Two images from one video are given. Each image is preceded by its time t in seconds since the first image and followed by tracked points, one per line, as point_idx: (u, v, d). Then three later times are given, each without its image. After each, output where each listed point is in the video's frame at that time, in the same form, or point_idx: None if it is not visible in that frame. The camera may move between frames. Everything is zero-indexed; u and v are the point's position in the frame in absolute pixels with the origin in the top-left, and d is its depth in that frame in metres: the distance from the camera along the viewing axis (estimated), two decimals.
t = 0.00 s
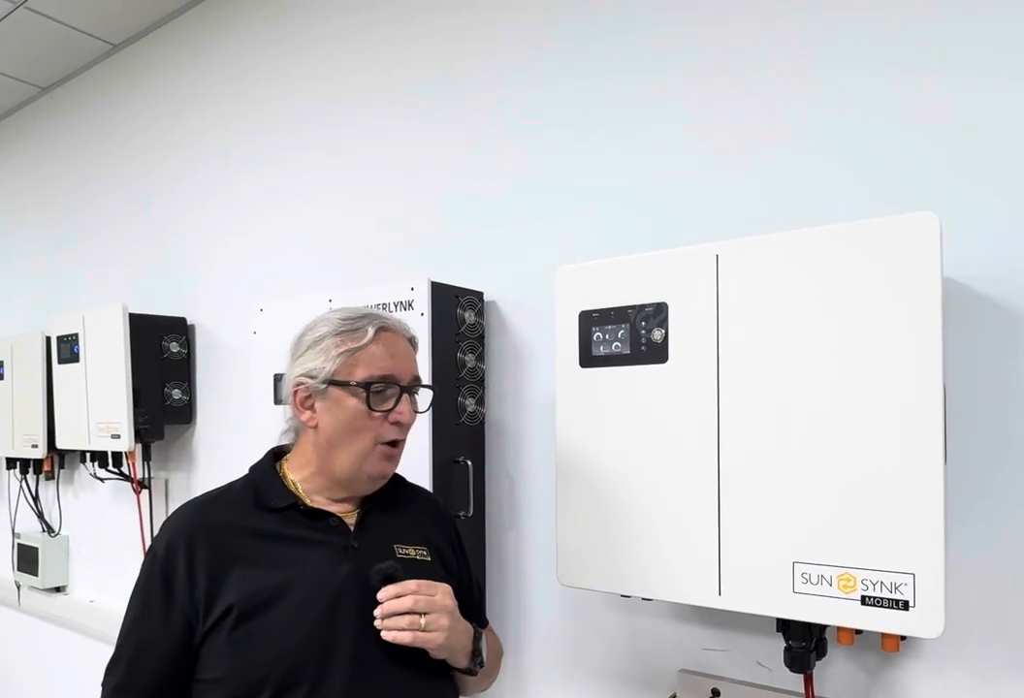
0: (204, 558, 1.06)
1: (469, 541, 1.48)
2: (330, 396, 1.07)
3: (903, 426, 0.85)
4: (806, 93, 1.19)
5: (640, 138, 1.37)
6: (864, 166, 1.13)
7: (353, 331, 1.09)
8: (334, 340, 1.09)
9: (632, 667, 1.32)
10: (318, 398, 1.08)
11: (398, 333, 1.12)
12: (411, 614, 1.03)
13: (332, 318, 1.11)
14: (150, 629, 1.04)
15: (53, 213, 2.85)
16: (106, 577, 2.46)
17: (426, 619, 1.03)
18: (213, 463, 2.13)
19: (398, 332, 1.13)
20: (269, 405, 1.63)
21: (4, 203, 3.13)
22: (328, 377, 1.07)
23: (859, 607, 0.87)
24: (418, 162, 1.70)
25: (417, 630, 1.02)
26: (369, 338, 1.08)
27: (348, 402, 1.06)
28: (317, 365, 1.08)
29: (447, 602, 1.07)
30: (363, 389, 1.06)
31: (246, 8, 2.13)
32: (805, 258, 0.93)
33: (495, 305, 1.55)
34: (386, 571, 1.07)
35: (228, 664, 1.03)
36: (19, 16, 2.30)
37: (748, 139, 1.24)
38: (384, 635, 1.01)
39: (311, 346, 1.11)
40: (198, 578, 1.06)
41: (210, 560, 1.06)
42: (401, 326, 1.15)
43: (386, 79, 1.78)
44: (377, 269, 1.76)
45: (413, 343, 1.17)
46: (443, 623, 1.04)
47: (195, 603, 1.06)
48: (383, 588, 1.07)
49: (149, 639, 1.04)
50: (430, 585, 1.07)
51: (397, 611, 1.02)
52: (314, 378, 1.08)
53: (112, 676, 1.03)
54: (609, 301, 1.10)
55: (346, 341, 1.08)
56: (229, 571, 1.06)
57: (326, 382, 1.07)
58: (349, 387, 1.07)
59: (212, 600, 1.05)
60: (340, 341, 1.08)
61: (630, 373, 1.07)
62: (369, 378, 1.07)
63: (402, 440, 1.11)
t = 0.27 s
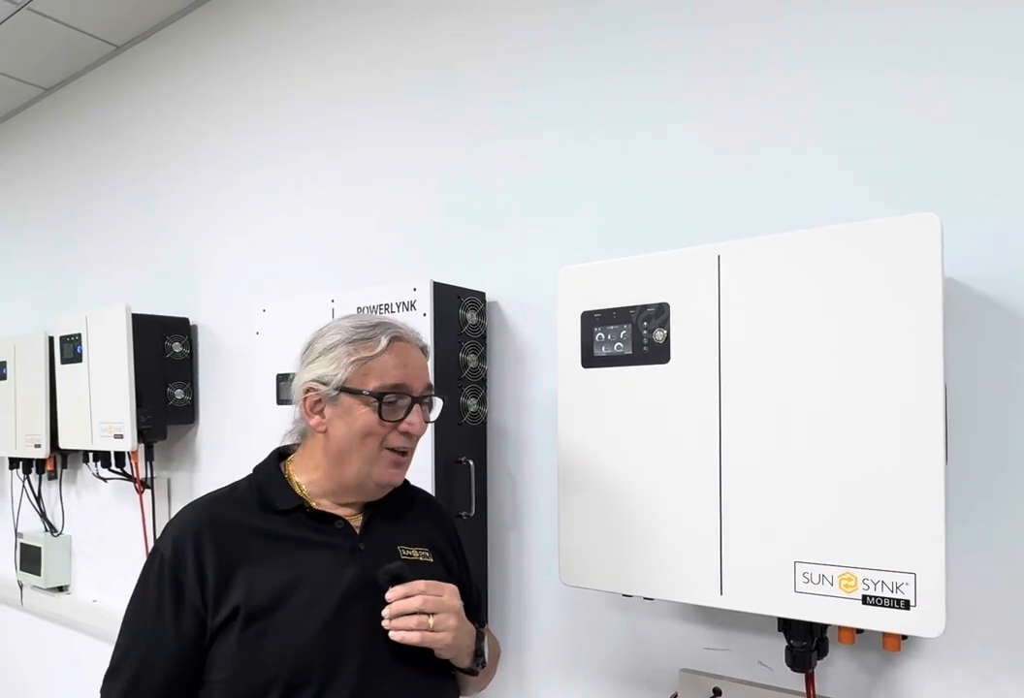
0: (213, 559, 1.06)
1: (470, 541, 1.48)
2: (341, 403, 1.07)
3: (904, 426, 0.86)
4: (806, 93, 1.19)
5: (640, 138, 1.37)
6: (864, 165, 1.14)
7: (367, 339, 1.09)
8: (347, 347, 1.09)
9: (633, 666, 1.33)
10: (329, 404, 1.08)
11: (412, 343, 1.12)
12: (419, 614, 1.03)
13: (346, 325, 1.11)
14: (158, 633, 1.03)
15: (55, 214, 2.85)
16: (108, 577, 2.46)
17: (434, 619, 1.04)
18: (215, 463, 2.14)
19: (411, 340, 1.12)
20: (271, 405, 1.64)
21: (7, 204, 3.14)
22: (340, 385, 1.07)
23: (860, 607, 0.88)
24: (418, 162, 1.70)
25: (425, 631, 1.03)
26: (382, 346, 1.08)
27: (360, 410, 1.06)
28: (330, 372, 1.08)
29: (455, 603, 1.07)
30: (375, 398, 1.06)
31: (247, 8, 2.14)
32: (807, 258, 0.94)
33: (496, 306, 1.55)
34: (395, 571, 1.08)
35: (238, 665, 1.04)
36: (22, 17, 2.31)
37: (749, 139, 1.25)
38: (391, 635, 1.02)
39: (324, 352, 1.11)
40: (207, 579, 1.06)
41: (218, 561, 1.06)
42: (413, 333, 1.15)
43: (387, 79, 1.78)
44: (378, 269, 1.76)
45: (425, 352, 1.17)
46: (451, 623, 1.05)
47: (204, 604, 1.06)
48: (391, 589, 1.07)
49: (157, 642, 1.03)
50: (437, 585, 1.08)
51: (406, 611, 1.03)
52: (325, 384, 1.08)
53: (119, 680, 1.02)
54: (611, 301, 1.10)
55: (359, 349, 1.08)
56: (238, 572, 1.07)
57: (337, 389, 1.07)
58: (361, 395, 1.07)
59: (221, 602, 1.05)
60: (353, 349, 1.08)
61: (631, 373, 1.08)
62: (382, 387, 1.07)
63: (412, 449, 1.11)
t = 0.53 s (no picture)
0: (214, 557, 1.07)
1: (471, 540, 1.48)
2: (345, 401, 1.07)
3: (904, 426, 0.86)
4: (807, 93, 1.20)
5: (641, 139, 1.37)
6: (864, 166, 1.14)
7: (371, 337, 1.09)
8: (352, 345, 1.09)
9: (634, 666, 1.33)
10: (333, 402, 1.08)
11: (416, 342, 1.12)
12: (424, 612, 1.04)
13: (351, 323, 1.11)
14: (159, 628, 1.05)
15: (55, 213, 2.85)
16: (109, 576, 2.47)
17: (440, 616, 1.04)
18: (216, 463, 2.14)
19: (416, 339, 1.12)
20: (271, 404, 1.64)
21: (8, 203, 3.13)
22: (344, 382, 1.07)
23: (861, 607, 0.88)
24: (419, 162, 1.70)
25: (430, 627, 1.03)
26: (386, 345, 1.08)
27: (363, 408, 1.06)
28: (334, 369, 1.08)
29: (460, 600, 1.08)
30: (379, 396, 1.06)
31: (247, 8, 2.14)
32: (807, 258, 0.94)
33: (497, 305, 1.55)
34: (399, 570, 1.07)
35: (240, 662, 1.04)
36: (22, 16, 2.31)
37: (749, 139, 1.25)
38: (397, 632, 1.02)
39: (328, 350, 1.11)
40: (209, 576, 1.06)
41: (220, 558, 1.07)
42: (418, 332, 1.15)
43: (387, 79, 1.78)
44: (378, 269, 1.76)
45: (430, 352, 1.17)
46: (456, 620, 1.05)
47: (206, 601, 1.06)
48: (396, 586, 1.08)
49: (160, 637, 1.05)
50: (442, 582, 1.08)
51: (412, 608, 1.03)
52: (329, 382, 1.08)
53: (121, 674, 1.03)
54: (611, 300, 1.10)
55: (364, 347, 1.08)
56: (240, 569, 1.07)
57: (341, 387, 1.07)
58: (365, 393, 1.07)
59: (223, 599, 1.06)
60: (358, 347, 1.08)
61: (631, 373, 1.08)
62: (385, 385, 1.07)
63: (415, 448, 1.11)
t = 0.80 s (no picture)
0: (214, 554, 1.07)
1: (472, 539, 1.48)
2: (344, 398, 1.07)
3: (903, 426, 0.86)
4: (807, 92, 1.19)
5: (641, 138, 1.37)
6: (864, 166, 1.14)
7: (369, 334, 1.09)
8: (350, 342, 1.09)
9: (634, 665, 1.33)
10: (332, 399, 1.09)
11: (416, 337, 1.12)
12: (419, 615, 1.03)
13: (349, 320, 1.11)
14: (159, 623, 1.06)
15: (56, 213, 2.86)
16: (109, 575, 2.47)
17: (434, 620, 1.04)
18: (216, 462, 2.14)
19: (415, 334, 1.12)
20: (272, 403, 1.64)
21: (9, 202, 3.13)
22: (343, 380, 1.07)
23: (861, 606, 0.88)
24: (419, 162, 1.70)
25: (425, 632, 1.03)
26: (385, 342, 1.08)
27: (363, 406, 1.06)
28: (332, 366, 1.09)
29: (455, 604, 1.07)
30: (378, 393, 1.06)
31: (248, 8, 2.14)
32: (807, 258, 0.94)
33: (498, 304, 1.55)
34: (396, 571, 1.07)
35: (237, 660, 1.05)
36: (23, 16, 2.31)
37: (749, 139, 1.25)
38: (391, 635, 1.02)
39: (327, 346, 1.11)
40: (208, 573, 1.07)
41: (219, 556, 1.07)
42: (417, 328, 1.15)
43: (387, 79, 1.78)
44: (379, 269, 1.76)
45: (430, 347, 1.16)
46: (451, 625, 1.05)
47: (205, 598, 1.07)
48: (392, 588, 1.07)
49: (160, 632, 1.06)
50: (438, 585, 1.08)
51: (406, 611, 1.03)
52: (328, 379, 1.08)
53: (122, 668, 1.04)
54: (612, 300, 1.10)
55: (362, 344, 1.08)
56: (240, 567, 1.07)
57: (340, 384, 1.07)
58: (364, 390, 1.06)
59: (222, 596, 1.07)
60: (356, 344, 1.08)
61: (632, 372, 1.08)
62: (385, 382, 1.07)
63: (416, 445, 1.11)
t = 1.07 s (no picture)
0: (207, 551, 1.07)
1: (473, 537, 1.48)
2: (319, 393, 1.09)
3: (902, 426, 0.86)
4: (808, 91, 1.19)
5: (642, 137, 1.37)
6: (864, 165, 1.14)
7: (346, 329, 1.10)
8: (329, 337, 1.11)
9: (634, 664, 1.33)
10: (311, 393, 1.11)
11: (394, 334, 1.11)
12: (406, 622, 1.03)
13: (334, 316, 1.14)
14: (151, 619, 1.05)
15: (56, 211, 2.86)
16: (110, 574, 2.47)
17: (421, 627, 1.03)
18: (217, 461, 2.14)
19: (393, 331, 1.11)
20: (272, 402, 1.64)
21: (9, 201, 3.13)
22: (318, 374, 1.09)
23: (861, 603, 0.88)
24: (419, 161, 1.70)
25: (411, 638, 1.03)
26: (356, 337, 1.09)
27: (332, 401, 1.07)
28: (312, 361, 1.11)
29: (444, 610, 1.06)
30: (343, 388, 1.07)
31: (248, 7, 2.14)
32: (806, 258, 0.94)
33: (498, 303, 1.55)
34: (384, 576, 1.06)
35: (228, 657, 1.05)
36: (24, 14, 2.31)
37: (749, 139, 1.25)
38: (378, 639, 1.02)
39: (314, 342, 1.14)
40: (201, 570, 1.07)
41: (213, 552, 1.07)
42: (403, 326, 1.14)
43: (387, 78, 1.78)
44: (379, 268, 1.76)
45: (417, 344, 1.15)
46: (438, 631, 1.04)
47: (198, 594, 1.07)
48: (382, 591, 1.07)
49: (153, 627, 1.06)
50: (427, 591, 1.07)
51: (393, 617, 1.03)
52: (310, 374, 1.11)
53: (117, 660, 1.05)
54: (613, 299, 1.10)
55: (337, 340, 1.10)
56: (233, 565, 1.07)
57: (314, 378, 1.09)
58: (333, 384, 1.08)
59: (214, 593, 1.07)
60: (333, 339, 1.10)
61: (633, 371, 1.08)
62: (352, 378, 1.07)
63: (389, 445, 1.09)
